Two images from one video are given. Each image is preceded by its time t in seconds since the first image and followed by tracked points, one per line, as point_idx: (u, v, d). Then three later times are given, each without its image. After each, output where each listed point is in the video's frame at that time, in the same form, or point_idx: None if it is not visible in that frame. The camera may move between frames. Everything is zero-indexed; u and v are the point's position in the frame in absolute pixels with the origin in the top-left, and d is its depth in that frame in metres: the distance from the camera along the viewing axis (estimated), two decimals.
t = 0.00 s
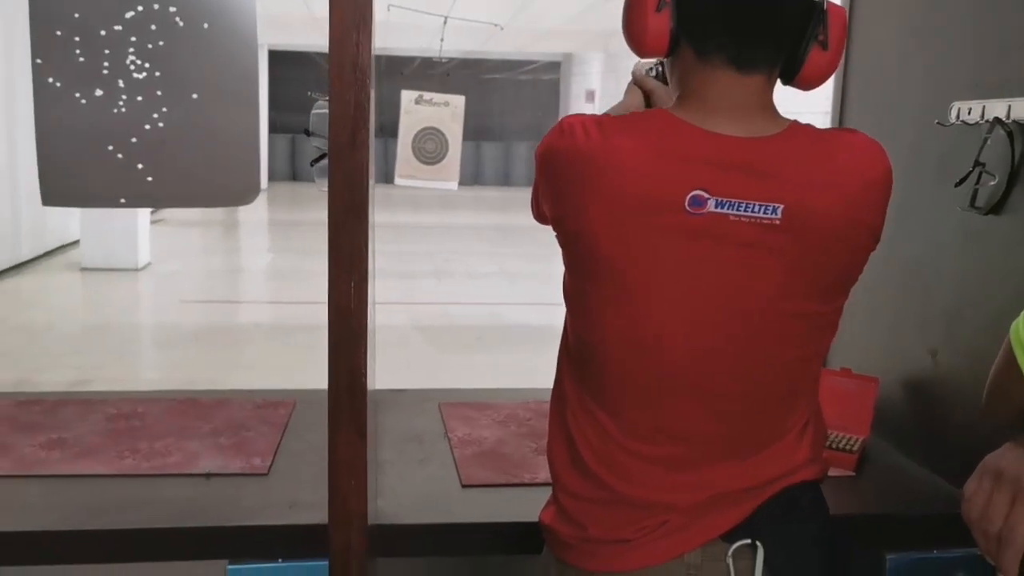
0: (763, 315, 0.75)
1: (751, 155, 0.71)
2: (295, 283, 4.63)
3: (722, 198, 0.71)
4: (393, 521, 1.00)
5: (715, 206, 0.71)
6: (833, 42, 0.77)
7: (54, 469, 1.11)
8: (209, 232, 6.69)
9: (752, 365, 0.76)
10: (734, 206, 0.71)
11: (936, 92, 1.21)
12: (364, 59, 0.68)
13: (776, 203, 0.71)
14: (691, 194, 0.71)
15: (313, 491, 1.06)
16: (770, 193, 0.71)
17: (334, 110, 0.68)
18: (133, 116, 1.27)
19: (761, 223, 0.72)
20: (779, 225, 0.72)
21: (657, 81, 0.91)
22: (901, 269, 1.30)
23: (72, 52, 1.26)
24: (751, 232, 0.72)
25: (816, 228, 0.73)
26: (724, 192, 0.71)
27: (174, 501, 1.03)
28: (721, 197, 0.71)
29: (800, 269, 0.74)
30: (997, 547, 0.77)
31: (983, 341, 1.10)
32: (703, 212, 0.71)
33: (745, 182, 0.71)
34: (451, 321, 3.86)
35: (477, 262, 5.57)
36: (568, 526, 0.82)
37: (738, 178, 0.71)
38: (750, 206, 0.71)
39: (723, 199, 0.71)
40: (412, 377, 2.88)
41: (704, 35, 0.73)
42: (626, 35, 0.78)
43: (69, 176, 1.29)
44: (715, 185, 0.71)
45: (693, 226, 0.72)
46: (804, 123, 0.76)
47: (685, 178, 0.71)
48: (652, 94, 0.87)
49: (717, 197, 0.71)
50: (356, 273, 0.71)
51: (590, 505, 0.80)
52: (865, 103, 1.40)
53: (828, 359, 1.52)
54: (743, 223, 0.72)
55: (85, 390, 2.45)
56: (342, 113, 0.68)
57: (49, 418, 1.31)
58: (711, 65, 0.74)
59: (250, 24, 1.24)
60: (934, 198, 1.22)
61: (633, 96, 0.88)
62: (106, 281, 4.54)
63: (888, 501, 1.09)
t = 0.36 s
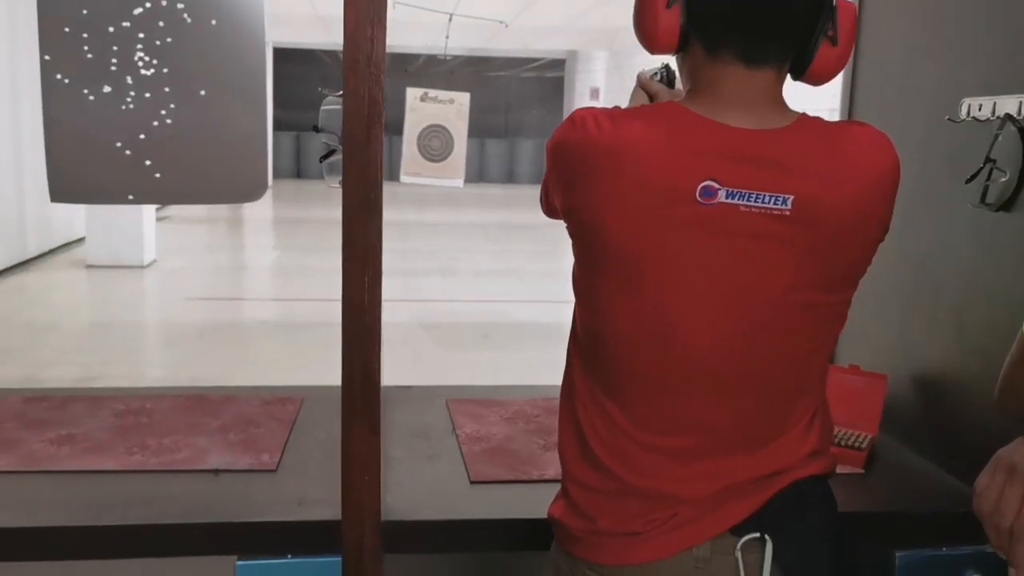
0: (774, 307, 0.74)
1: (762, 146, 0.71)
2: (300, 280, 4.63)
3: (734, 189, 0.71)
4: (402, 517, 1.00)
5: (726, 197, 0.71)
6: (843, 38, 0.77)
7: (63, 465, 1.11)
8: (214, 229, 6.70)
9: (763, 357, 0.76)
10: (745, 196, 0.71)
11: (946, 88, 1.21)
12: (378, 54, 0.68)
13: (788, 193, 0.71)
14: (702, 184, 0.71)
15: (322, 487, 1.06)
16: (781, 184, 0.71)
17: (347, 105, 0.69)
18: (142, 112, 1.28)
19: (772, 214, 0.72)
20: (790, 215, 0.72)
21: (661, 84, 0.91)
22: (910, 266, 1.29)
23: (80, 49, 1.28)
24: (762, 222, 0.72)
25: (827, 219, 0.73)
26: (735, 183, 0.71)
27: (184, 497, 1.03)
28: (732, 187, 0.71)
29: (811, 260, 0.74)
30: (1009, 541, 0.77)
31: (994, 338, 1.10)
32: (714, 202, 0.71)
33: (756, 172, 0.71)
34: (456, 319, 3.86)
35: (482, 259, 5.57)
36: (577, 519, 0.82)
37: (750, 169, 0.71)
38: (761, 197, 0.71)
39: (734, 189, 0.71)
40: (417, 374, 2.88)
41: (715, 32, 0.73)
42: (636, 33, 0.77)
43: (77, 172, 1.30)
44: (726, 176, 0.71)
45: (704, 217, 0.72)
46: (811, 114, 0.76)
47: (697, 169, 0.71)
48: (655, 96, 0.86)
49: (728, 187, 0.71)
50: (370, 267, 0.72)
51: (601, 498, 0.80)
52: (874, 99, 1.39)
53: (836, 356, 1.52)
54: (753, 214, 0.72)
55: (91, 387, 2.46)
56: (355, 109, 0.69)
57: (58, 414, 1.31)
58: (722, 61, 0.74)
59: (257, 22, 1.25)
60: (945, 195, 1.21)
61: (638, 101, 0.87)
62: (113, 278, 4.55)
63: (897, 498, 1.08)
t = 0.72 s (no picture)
0: (772, 304, 0.74)
1: (758, 142, 0.71)
2: (303, 279, 4.63)
3: (729, 185, 0.71)
4: (404, 516, 1.00)
5: (722, 193, 0.71)
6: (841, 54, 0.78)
7: (66, 464, 1.11)
8: (216, 228, 6.71)
9: (762, 354, 0.76)
10: (741, 192, 0.71)
11: (947, 88, 1.21)
12: (378, 54, 0.68)
13: (783, 188, 0.71)
14: (698, 180, 0.71)
15: (324, 486, 1.07)
16: (778, 181, 0.71)
17: (347, 106, 0.68)
18: (144, 111, 1.29)
19: (767, 210, 0.72)
20: (785, 211, 0.72)
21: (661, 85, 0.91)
22: (913, 265, 1.29)
23: (83, 49, 1.29)
24: (758, 218, 0.72)
25: (824, 215, 0.73)
26: (731, 179, 0.71)
27: (185, 496, 1.03)
28: (728, 183, 0.71)
29: (808, 256, 0.74)
30: (1009, 541, 0.77)
31: (995, 338, 1.10)
32: (710, 199, 0.71)
33: (752, 168, 0.71)
34: (458, 318, 3.86)
35: (483, 258, 5.57)
36: (577, 518, 0.82)
37: (746, 165, 0.71)
38: (757, 193, 0.71)
39: (730, 185, 0.71)
40: (419, 373, 2.88)
41: (723, 29, 0.73)
42: (646, 18, 0.76)
43: (80, 172, 1.31)
44: (722, 172, 0.71)
45: (701, 214, 0.72)
46: (807, 112, 0.76)
47: (693, 165, 0.71)
48: (655, 97, 0.85)
49: (724, 183, 0.71)
50: (370, 267, 0.72)
51: (600, 496, 0.80)
52: (876, 98, 1.39)
53: (838, 355, 1.52)
54: (750, 211, 0.72)
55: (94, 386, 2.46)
56: (355, 107, 0.69)
57: (60, 413, 1.32)
58: (725, 59, 0.74)
59: (258, 21, 1.25)
60: (947, 194, 1.21)
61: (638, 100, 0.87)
62: (115, 277, 4.55)
63: (898, 497, 1.08)
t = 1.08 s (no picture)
0: (771, 305, 0.74)
1: (755, 143, 0.71)
2: (303, 279, 4.63)
3: (728, 185, 0.71)
4: (401, 516, 1.00)
5: (720, 193, 0.71)
6: (838, 43, 0.77)
7: (63, 464, 1.11)
8: (217, 228, 6.70)
9: (761, 354, 0.76)
10: (739, 193, 0.71)
11: (946, 87, 1.21)
12: (372, 53, 0.68)
13: (781, 188, 0.71)
14: (696, 182, 0.71)
15: (321, 486, 1.07)
16: (776, 181, 0.71)
17: (342, 106, 0.68)
18: (142, 111, 1.32)
19: (766, 210, 0.72)
20: (784, 211, 0.72)
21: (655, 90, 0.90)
22: (912, 264, 1.29)
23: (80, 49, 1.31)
24: (756, 219, 0.72)
25: (821, 216, 0.73)
26: (730, 179, 0.71)
27: (183, 496, 1.04)
28: (726, 184, 0.71)
29: (807, 257, 0.74)
30: (1009, 546, 0.77)
31: (993, 338, 1.10)
32: (708, 199, 0.71)
33: (750, 169, 0.71)
34: (459, 318, 3.85)
35: (483, 258, 5.57)
36: (575, 517, 0.82)
37: (743, 165, 0.71)
38: (754, 194, 0.71)
39: (728, 186, 0.71)
40: (418, 373, 2.88)
41: (712, 32, 0.73)
42: (635, 23, 0.77)
43: (80, 171, 1.33)
44: (720, 173, 0.71)
45: (700, 214, 0.72)
46: (803, 111, 0.76)
47: (691, 166, 0.71)
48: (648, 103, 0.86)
49: (722, 184, 0.71)
50: (364, 268, 0.71)
51: (599, 496, 0.80)
52: (875, 98, 1.39)
53: (837, 355, 1.52)
54: (748, 211, 0.72)
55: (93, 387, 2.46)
56: (350, 108, 0.68)
57: (59, 414, 1.32)
58: (718, 61, 0.74)
59: (257, 21, 1.30)
60: (945, 194, 1.21)
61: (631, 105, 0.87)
62: (114, 277, 4.55)
63: (896, 497, 1.08)
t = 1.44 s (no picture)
0: (769, 300, 0.74)
1: (750, 135, 0.73)
2: (304, 279, 4.62)
3: (724, 175, 0.72)
4: (399, 515, 1.00)
5: (717, 183, 0.72)
6: (827, 35, 0.78)
7: (62, 463, 1.11)
8: (217, 228, 6.69)
9: (759, 352, 0.75)
10: (735, 181, 0.72)
11: (945, 85, 1.20)
12: (367, 50, 0.67)
13: (777, 176, 0.72)
14: (693, 172, 0.72)
15: (320, 485, 1.07)
16: (770, 169, 0.72)
17: (336, 103, 0.67)
18: (141, 110, 1.32)
19: (761, 198, 0.73)
20: (780, 200, 0.73)
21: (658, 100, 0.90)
22: (911, 263, 1.29)
23: (78, 48, 1.31)
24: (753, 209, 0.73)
25: (817, 208, 0.74)
26: (726, 170, 0.72)
27: (181, 494, 1.03)
28: (723, 174, 0.72)
29: (805, 252, 0.74)
30: (1007, 544, 0.77)
31: (993, 335, 1.10)
32: (705, 189, 0.72)
33: (746, 159, 0.72)
34: (459, 317, 3.85)
35: (483, 257, 5.56)
36: (573, 517, 0.81)
37: (739, 155, 0.72)
38: (751, 181, 0.72)
39: (725, 175, 0.72)
40: (419, 373, 2.87)
41: (700, 35, 0.74)
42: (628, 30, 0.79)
43: (79, 171, 1.35)
44: (715, 163, 0.72)
45: (698, 207, 0.72)
46: (799, 108, 0.77)
47: (688, 158, 0.72)
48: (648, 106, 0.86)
49: (719, 173, 0.72)
50: (359, 266, 0.70)
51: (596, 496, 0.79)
52: (874, 96, 1.39)
53: (837, 353, 1.51)
54: (745, 200, 0.72)
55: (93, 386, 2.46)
56: (345, 104, 0.67)
57: (57, 413, 1.31)
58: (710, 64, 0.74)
59: (257, 18, 1.29)
60: (945, 191, 1.21)
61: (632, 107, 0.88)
62: (115, 277, 4.55)
63: (896, 495, 1.08)
